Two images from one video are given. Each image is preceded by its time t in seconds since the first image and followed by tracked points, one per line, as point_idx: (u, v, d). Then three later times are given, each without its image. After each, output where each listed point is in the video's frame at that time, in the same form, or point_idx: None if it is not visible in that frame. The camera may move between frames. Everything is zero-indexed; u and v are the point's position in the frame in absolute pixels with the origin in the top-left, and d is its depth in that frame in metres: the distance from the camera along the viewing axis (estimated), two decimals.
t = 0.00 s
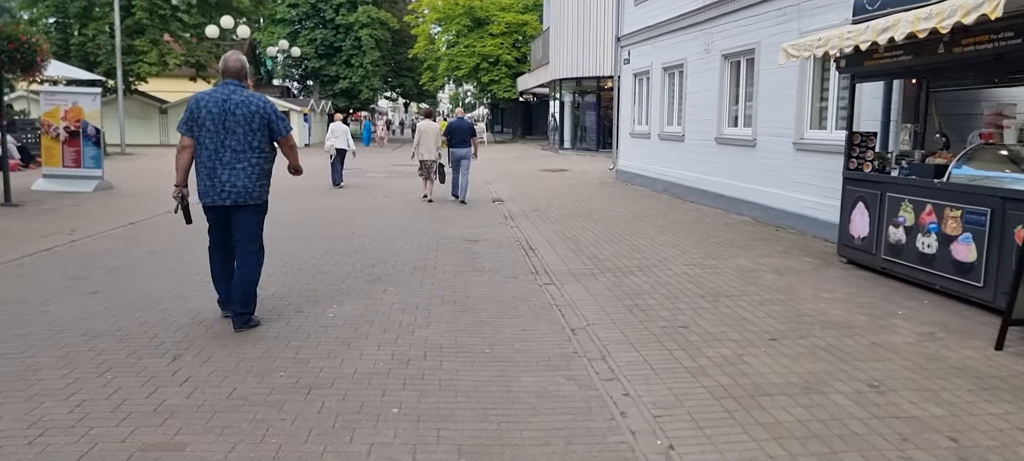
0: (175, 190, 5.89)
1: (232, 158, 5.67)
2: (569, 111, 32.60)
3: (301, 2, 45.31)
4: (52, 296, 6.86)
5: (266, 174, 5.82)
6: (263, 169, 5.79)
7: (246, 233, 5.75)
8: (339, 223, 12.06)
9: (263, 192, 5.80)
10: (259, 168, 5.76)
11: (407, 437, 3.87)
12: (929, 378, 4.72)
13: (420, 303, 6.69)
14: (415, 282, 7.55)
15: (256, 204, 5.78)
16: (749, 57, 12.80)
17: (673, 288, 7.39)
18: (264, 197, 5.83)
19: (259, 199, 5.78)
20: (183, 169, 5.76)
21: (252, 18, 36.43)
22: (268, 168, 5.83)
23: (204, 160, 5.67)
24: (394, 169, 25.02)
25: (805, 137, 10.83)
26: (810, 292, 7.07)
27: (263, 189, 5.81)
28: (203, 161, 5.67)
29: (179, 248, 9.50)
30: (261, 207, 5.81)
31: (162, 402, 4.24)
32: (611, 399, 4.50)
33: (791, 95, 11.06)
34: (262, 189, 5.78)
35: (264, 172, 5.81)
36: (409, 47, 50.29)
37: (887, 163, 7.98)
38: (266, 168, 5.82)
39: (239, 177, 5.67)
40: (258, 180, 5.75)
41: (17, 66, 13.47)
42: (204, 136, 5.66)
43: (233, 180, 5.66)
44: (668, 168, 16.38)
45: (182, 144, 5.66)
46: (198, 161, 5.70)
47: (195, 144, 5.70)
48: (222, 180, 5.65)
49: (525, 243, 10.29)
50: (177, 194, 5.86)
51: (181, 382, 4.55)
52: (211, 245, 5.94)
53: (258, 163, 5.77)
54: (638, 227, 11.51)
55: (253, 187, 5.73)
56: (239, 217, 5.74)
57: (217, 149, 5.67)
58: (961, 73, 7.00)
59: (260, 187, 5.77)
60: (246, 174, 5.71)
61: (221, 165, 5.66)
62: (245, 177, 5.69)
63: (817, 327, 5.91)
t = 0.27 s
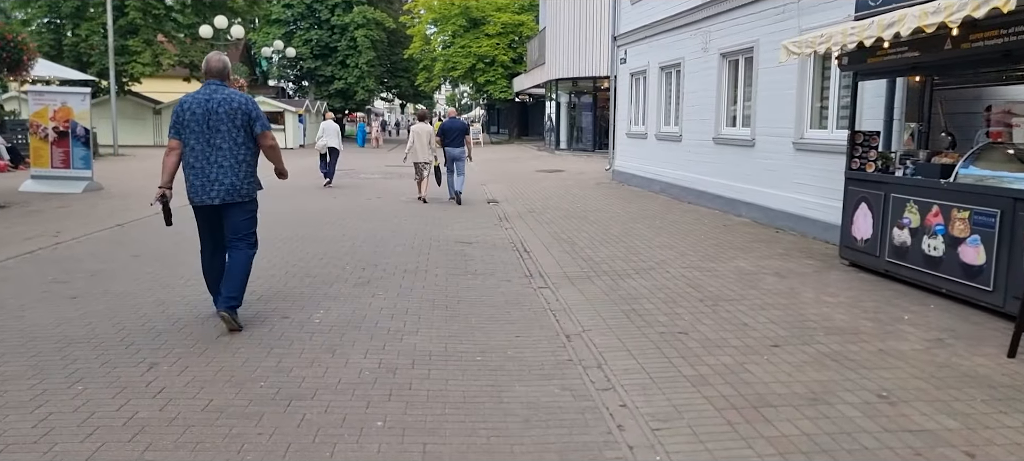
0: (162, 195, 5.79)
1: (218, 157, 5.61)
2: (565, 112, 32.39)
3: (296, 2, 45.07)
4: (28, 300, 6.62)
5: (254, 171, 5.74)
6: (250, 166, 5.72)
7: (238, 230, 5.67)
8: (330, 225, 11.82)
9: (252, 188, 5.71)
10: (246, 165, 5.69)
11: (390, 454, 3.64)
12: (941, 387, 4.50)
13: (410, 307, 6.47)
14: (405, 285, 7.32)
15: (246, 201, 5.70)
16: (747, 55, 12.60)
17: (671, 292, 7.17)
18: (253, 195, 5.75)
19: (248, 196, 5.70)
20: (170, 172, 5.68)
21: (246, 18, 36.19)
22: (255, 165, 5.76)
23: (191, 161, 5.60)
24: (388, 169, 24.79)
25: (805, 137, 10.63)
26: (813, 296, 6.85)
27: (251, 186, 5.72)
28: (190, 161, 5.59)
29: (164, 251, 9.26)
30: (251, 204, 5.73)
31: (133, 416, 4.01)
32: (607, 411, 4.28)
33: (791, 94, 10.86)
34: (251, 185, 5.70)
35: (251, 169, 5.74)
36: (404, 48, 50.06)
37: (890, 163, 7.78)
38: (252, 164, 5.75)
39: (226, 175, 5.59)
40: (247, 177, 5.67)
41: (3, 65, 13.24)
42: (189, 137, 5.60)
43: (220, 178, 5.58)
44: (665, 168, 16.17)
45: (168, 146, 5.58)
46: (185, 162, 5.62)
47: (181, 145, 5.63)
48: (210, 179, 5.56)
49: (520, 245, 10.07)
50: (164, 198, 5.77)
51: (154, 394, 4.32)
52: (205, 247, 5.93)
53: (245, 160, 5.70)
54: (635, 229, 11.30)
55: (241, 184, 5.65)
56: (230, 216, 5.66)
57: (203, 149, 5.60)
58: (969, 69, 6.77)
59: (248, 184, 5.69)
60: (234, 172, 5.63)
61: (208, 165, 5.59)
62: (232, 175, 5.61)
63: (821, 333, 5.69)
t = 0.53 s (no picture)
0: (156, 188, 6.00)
1: (206, 153, 5.75)
2: (560, 111, 32.16)
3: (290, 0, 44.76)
4: (5, 306, 6.39)
5: (241, 167, 5.89)
6: (237, 163, 5.86)
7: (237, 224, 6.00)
8: (321, 227, 11.60)
9: (238, 185, 5.86)
10: (233, 161, 5.83)
11: None
12: (952, 401, 4.31)
13: (400, 314, 6.25)
14: (394, 290, 7.09)
15: (233, 197, 5.87)
16: (746, 54, 12.40)
17: (670, 298, 6.96)
18: (240, 191, 5.91)
19: (236, 192, 5.86)
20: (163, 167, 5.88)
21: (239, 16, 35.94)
22: (242, 162, 5.89)
23: (180, 157, 5.76)
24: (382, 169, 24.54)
25: (805, 137, 10.43)
26: (815, 302, 6.65)
27: (238, 182, 5.87)
28: (179, 157, 5.76)
29: (149, 253, 9.02)
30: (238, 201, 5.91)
31: (103, 434, 3.78)
32: (605, 427, 4.07)
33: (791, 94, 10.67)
34: (237, 182, 5.86)
35: (238, 165, 5.88)
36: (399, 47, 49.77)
37: (894, 164, 7.58)
38: (239, 161, 5.88)
39: (213, 172, 5.75)
40: (233, 174, 5.83)
41: None
42: (178, 133, 5.76)
43: (207, 174, 5.73)
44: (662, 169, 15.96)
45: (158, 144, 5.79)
46: (175, 159, 5.79)
47: (171, 142, 5.80)
48: (198, 176, 5.72)
49: (514, 248, 9.85)
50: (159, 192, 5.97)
51: (128, 409, 4.10)
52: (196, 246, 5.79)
53: (232, 157, 5.83)
54: (631, 231, 11.09)
55: (228, 180, 5.80)
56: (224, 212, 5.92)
57: (192, 146, 5.75)
58: (977, 67, 6.59)
59: (235, 180, 5.84)
60: (221, 168, 5.78)
61: (196, 162, 5.74)
62: (219, 172, 5.77)
63: (826, 341, 5.49)
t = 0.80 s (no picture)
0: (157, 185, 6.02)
1: (212, 154, 5.82)
2: (559, 107, 31.92)
3: None
4: None
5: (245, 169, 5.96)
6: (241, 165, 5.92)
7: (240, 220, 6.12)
8: (317, 223, 11.38)
9: (242, 187, 5.94)
10: (238, 163, 5.90)
11: None
12: (975, 407, 4.11)
13: (397, 315, 6.04)
14: (391, 289, 6.88)
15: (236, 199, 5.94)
16: (749, 48, 12.19)
17: (674, 297, 6.76)
18: (243, 193, 5.97)
19: (240, 194, 5.94)
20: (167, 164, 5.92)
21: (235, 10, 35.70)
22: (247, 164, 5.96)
23: (187, 155, 5.82)
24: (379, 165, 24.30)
25: (810, 132, 10.24)
26: (825, 302, 6.45)
27: (242, 184, 5.94)
28: (186, 156, 5.82)
29: (139, 251, 8.80)
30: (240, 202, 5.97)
31: (79, 443, 3.56)
32: (611, 435, 3.86)
33: (795, 89, 10.47)
34: (241, 184, 5.93)
35: (243, 167, 5.96)
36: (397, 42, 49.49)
37: (904, 160, 7.36)
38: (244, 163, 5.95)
39: (219, 172, 5.81)
40: (238, 176, 5.90)
41: None
42: (187, 132, 5.82)
43: (213, 174, 5.79)
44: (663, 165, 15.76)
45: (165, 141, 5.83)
46: (181, 157, 5.84)
47: (178, 140, 5.85)
48: (204, 176, 5.77)
49: (513, 245, 9.64)
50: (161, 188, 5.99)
51: (108, 416, 3.88)
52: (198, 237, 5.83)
53: (238, 160, 5.91)
54: (632, 228, 10.90)
55: (233, 181, 5.88)
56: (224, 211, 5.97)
57: (199, 146, 5.82)
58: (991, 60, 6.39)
59: (240, 182, 5.92)
60: (227, 170, 5.85)
61: (202, 161, 5.80)
62: (225, 172, 5.83)
63: (838, 343, 5.28)
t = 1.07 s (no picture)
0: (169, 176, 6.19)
1: (224, 147, 5.99)
2: (559, 105, 31.72)
3: None
4: None
5: (257, 162, 6.16)
6: (253, 158, 6.11)
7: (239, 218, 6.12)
8: (315, 224, 11.19)
9: (254, 180, 6.12)
10: (250, 156, 6.09)
11: None
12: (1003, 424, 3.93)
13: (397, 321, 5.85)
14: (390, 294, 6.69)
15: (248, 191, 6.13)
16: (755, 46, 11.99)
17: (682, 303, 6.58)
18: (255, 185, 6.17)
19: (251, 187, 6.12)
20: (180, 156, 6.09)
21: (232, 6, 35.44)
22: (259, 158, 6.16)
23: (200, 149, 5.99)
24: (378, 163, 24.10)
25: (817, 132, 10.05)
26: (838, 308, 6.27)
27: (254, 177, 6.13)
28: (199, 149, 5.99)
29: (133, 253, 8.60)
30: (252, 195, 6.16)
31: None
32: (623, 453, 3.68)
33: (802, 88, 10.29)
34: (253, 177, 6.12)
35: (255, 161, 6.16)
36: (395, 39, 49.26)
37: (918, 161, 7.17)
38: (256, 156, 6.14)
39: (231, 165, 5.99)
40: (250, 169, 6.09)
41: None
42: (199, 126, 5.98)
43: (226, 167, 5.98)
44: (665, 164, 15.57)
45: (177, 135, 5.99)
46: (193, 150, 6.01)
47: (191, 134, 6.01)
48: (217, 169, 5.96)
49: (515, 247, 9.46)
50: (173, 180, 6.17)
51: (94, 434, 3.69)
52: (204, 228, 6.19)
53: (250, 152, 6.09)
54: (636, 229, 10.71)
55: (245, 174, 6.06)
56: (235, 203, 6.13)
57: (211, 139, 5.98)
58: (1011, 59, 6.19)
59: (252, 175, 6.10)
60: (239, 163, 6.03)
61: (214, 153, 5.97)
62: (237, 166, 6.02)
63: (855, 353, 5.09)
